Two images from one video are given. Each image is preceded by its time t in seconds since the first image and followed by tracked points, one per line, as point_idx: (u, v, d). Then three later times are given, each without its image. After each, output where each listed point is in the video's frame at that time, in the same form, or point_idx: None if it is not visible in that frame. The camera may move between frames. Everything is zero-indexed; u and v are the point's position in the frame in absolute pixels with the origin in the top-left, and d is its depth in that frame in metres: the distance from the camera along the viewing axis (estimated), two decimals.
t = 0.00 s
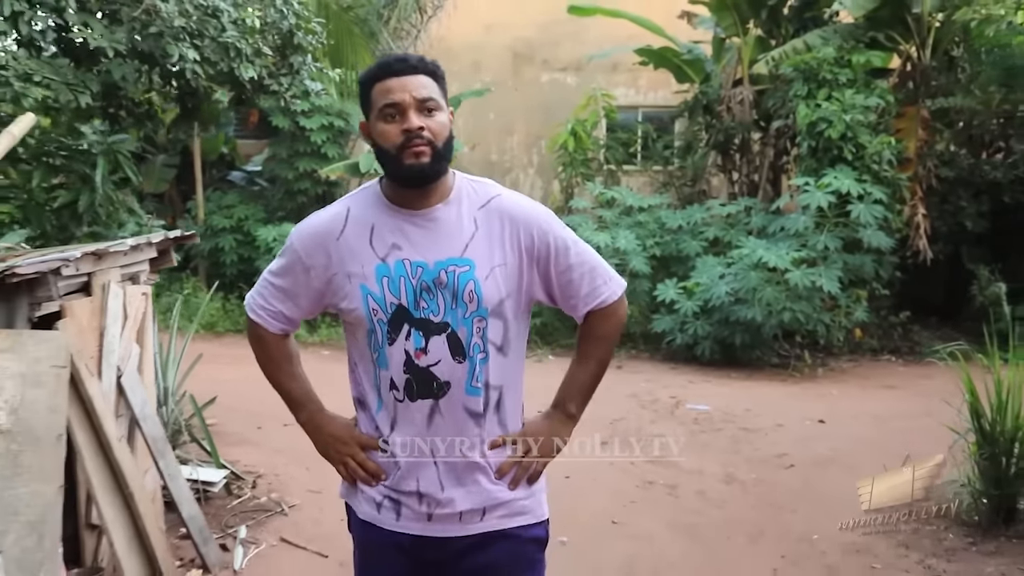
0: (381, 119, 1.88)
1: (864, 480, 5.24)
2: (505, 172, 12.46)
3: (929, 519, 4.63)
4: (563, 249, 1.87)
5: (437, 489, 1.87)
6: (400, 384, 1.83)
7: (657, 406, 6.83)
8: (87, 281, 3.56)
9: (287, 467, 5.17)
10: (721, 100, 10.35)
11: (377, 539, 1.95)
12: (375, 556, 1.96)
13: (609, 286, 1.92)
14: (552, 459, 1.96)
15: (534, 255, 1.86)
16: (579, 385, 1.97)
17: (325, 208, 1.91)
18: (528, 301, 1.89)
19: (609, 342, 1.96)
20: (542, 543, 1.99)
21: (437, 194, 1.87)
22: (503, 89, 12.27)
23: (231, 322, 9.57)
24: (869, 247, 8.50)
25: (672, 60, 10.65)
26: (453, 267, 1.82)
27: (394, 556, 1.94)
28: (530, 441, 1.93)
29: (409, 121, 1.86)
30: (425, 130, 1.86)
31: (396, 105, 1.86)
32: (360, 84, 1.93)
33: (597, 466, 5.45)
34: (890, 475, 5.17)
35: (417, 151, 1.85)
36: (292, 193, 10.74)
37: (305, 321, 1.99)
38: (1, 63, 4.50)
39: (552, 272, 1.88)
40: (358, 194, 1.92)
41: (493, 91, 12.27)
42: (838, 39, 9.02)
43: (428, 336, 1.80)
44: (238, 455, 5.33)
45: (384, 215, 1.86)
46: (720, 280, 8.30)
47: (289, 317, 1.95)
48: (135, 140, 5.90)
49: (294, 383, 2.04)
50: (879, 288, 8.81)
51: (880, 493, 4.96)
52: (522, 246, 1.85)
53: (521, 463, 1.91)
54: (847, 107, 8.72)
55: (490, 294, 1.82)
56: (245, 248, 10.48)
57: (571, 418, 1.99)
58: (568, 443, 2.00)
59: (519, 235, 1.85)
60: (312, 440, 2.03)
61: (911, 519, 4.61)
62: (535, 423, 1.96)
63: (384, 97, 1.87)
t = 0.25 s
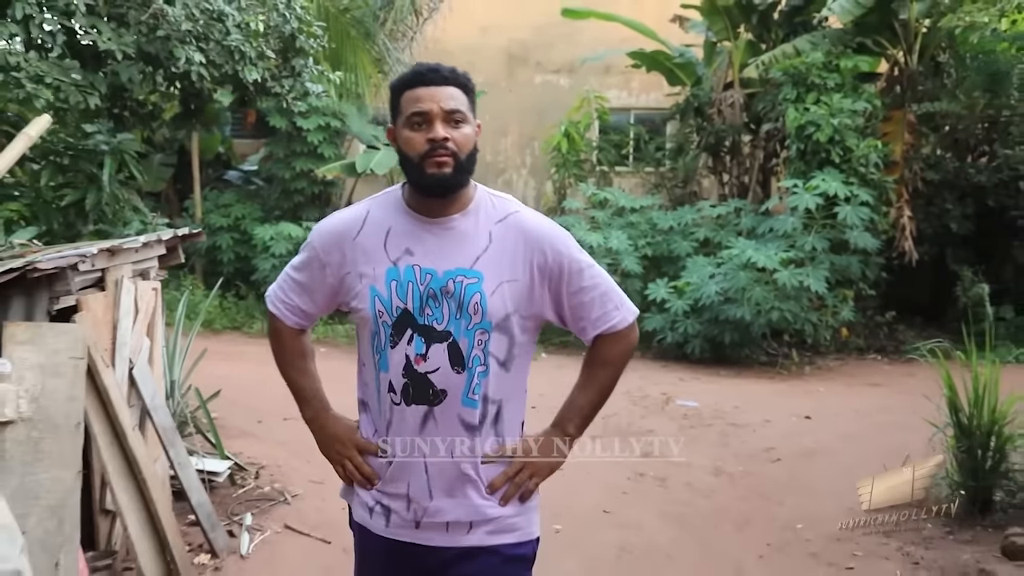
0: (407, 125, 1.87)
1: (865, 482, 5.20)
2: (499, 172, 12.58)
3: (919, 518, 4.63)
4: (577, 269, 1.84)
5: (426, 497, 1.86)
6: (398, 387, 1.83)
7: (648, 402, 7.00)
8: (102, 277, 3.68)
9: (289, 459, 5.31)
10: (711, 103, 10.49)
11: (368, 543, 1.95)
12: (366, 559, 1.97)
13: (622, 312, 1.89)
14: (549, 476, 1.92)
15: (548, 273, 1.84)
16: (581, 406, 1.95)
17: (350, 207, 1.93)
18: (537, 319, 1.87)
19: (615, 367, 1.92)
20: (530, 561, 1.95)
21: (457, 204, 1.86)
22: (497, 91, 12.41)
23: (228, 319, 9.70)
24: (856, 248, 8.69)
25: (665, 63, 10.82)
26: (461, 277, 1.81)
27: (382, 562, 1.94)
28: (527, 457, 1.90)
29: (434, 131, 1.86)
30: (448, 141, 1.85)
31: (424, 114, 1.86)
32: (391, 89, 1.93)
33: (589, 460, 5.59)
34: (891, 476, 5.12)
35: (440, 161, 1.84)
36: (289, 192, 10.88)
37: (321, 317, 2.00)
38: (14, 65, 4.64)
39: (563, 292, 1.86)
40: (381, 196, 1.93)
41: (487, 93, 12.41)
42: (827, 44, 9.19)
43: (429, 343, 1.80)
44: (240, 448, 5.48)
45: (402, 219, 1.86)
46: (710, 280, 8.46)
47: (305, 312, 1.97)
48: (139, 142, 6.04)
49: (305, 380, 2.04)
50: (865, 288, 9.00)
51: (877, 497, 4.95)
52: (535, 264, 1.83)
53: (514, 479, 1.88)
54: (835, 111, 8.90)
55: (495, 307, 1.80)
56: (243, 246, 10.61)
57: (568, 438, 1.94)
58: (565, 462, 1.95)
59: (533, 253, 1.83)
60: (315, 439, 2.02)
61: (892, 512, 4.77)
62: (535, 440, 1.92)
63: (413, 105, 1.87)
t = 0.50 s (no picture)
0: (446, 115, 1.81)
1: (864, 480, 5.18)
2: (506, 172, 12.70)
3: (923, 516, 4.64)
4: (612, 265, 1.75)
5: (451, 490, 1.79)
6: (423, 375, 1.77)
7: (653, 396, 7.15)
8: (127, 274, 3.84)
9: (304, 451, 5.46)
10: (715, 103, 10.61)
11: (385, 539, 1.87)
12: (382, 557, 1.88)
13: (658, 313, 1.78)
14: (575, 475, 1.83)
15: (582, 267, 1.75)
16: (611, 405, 1.85)
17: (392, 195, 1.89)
18: (571, 316, 1.78)
19: (649, 367, 1.81)
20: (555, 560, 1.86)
21: (494, 195, 1.80)
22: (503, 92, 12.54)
23: (240, 318, 9.87)
24: (857, 246, 8.83)
25: (668, 63, 10.95)
26: (492, 268, 1.74)
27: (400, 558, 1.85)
28: (554, 454, 1.80)
29: (473, 121, 1.79)
30: (487, 131, 1.79)
31: (463, 104, 1.80)
32: (435, 79, 1.88)
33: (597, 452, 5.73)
34: (891, 475, 5.12)
35: (477, 152, 1.78)
36: (298, 193, 11.05)
37: (361, 306, 1.97)
38: (40, 71, 4.82)
39: (598, 288, 1.77)
40: (423, 185, 1.89)
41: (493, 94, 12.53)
42: (828, 44, 9.32)
43: (456, 332, 1.74)
44: (257, 440, 5.63)
45: (438, 208, 1.81)
46: (714, 277, 8.61)
47: (345, 299, 1.95)
48: (155, 145, 6.20)
49: (339, 368, 2.00)
50: (868, 285, 9.13)
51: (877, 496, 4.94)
52: (569, 257, 1.74)
53: (539, 477, 1.79)
54: (836, 110, 9.04)
55: (524, 300, 1.72)
56: (254, 246, 10.78)
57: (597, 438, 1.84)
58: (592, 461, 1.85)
59: (566, 245, 1.74)
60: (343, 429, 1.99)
61: (888, 501, 4.88)
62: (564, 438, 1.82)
63: (453, 94, 1.81)
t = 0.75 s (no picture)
0: (461, 113, 1.83)
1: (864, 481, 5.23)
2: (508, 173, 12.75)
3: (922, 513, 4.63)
4: (627, 260, 1.78)
5: (474, 480, 1.81)
6: (443, 369, 1.79)
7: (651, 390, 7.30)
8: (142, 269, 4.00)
9: (310, 442, 5.61)
10: (714, 104, 10.76)
11: (403, 520, 1.87)
12: (396, 537, 1.88)
13: (671, 306, 1.81)
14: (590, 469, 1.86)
15: (599, 263, 1.78)
16: (624, 398, 1.87)
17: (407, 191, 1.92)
18: (587, 310, 1.81)
19: (662, 361, 1.84)
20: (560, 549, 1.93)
21: (511, 191, 1.82)
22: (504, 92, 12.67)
23: (245, 315, 10.02)
24: (852, 245, 8.98)
25: (668, 65, 11.10)
26: (511, 262, 1.77)
27: (418, 540, 1.86)
28: (572, 446, 1.84)
29: (487, 118, 1.81)
30: (502, 128, 1.80)
31: (477, 102, 1.81)
32: (447, 77, 1.89)
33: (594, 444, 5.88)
34: (882, 468, 5.27)
35: (493, 149, 1.80)
36: (303, 192, 11.22)
37: (376, 301, 2.00)
38: (56, 73, 4.98)
39: (612, 283, 1.80)
40: (438, 181, 1.91)
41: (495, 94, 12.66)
42: (826, 46, 9.47)
43: (476, 326, 1.76)
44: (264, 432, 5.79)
45: (456, 204, 1.84)
46: (711, 275, 8.77)
47: (360, 294, 1.98)
48: (164, 144, 6.33)
49: (353, 360, 2.02)
50: (863, 283, 9.28)
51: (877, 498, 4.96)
52: (586, 253, 1.77)
53: (557, 469, 1.83)
54: (833, 111, 9.19)
55: (544, 295, 1.75)
56: (259, 244, 10.93)
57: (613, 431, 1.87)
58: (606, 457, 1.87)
59: (582, 241, 1.78)
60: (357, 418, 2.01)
61: (879, 490, 5.02)
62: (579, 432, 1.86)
63: (467, 92, 1.82)
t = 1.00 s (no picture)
0: (459, 117, 1.87)
1: (863, 482, 5.04)
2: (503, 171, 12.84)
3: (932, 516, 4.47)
4: (623, 258, 1.89)
5: (494, 480, 1.88)
6: (457, 374, 1.84)
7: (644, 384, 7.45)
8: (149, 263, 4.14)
9: (311, 434, 5.75)
10: (707, 104, 10.91)
11: (424, 526, 1.89)
12: (417, 543, 1.90)
13: (661, 300, 1.94)
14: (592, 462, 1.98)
15: (597, 262, 1.88)
16: (622, 392, 1.99)
17: (397, 196, 1.91)
18: (585, 307, 1.91)
19: (653, 353, 1.98)
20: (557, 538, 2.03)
21: (509, 194, 1.87)
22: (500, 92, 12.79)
23: (245, 312, 10.15)
24: (842, 243, 9.13)
25: (662, 65, 11.26)
26: (518, 266, 1.83)
27: (441, 544, 1.89)
28: (578, 441, 1.95)
29: (487, 122, 1.85)
30: (502, 132, 1.85)
31: (477, 106, 1.85)
32: (441, 81, 1.92)
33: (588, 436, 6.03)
34: (867, 459, 5.42)
35: (494, 153, 1.84)
36: (301, 191, 11.36)
37: (367, 308, 1.97)
38: (64, 74, 5.12)
39: (610, 280, 1.91)
40: (430, 184, 1.92)
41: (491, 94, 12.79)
42: (817, 47, 9.63)
43: (488, 331, 1.82)
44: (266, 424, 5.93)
45: (455, 209, 1.86)
46: (704, 272, 8.93)
47: (352, 302, 1.94)
48: (167, 143, 6.46)
49: (348, 367, 1.99)
50: (853, 281, 9.44)
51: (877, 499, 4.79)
52: (586, 253, 1.87)
53: (565, 465, 1.94)
54: (823, 112, 9.34)
55: (552, 296, 1.83)
56: (258, 242, 11.05)
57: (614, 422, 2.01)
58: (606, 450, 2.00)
59: (583, 242, 1.87)
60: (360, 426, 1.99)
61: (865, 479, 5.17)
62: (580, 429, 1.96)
63: (466, 96, 1.86)
